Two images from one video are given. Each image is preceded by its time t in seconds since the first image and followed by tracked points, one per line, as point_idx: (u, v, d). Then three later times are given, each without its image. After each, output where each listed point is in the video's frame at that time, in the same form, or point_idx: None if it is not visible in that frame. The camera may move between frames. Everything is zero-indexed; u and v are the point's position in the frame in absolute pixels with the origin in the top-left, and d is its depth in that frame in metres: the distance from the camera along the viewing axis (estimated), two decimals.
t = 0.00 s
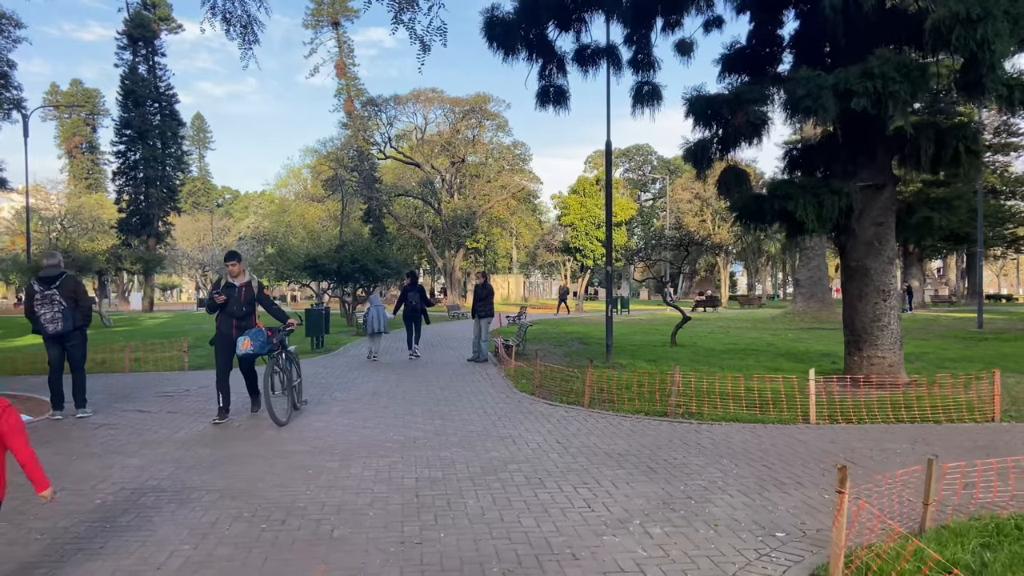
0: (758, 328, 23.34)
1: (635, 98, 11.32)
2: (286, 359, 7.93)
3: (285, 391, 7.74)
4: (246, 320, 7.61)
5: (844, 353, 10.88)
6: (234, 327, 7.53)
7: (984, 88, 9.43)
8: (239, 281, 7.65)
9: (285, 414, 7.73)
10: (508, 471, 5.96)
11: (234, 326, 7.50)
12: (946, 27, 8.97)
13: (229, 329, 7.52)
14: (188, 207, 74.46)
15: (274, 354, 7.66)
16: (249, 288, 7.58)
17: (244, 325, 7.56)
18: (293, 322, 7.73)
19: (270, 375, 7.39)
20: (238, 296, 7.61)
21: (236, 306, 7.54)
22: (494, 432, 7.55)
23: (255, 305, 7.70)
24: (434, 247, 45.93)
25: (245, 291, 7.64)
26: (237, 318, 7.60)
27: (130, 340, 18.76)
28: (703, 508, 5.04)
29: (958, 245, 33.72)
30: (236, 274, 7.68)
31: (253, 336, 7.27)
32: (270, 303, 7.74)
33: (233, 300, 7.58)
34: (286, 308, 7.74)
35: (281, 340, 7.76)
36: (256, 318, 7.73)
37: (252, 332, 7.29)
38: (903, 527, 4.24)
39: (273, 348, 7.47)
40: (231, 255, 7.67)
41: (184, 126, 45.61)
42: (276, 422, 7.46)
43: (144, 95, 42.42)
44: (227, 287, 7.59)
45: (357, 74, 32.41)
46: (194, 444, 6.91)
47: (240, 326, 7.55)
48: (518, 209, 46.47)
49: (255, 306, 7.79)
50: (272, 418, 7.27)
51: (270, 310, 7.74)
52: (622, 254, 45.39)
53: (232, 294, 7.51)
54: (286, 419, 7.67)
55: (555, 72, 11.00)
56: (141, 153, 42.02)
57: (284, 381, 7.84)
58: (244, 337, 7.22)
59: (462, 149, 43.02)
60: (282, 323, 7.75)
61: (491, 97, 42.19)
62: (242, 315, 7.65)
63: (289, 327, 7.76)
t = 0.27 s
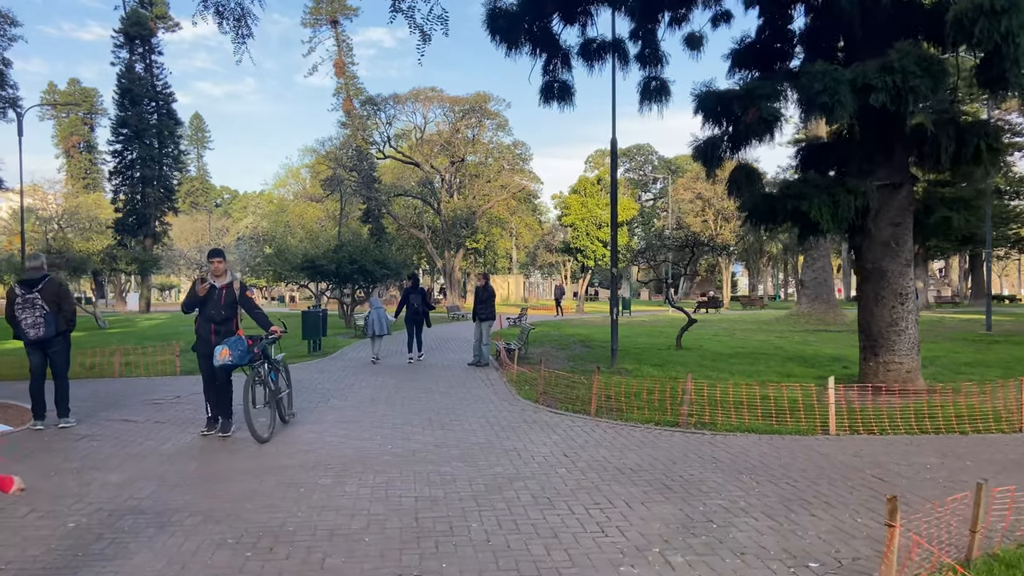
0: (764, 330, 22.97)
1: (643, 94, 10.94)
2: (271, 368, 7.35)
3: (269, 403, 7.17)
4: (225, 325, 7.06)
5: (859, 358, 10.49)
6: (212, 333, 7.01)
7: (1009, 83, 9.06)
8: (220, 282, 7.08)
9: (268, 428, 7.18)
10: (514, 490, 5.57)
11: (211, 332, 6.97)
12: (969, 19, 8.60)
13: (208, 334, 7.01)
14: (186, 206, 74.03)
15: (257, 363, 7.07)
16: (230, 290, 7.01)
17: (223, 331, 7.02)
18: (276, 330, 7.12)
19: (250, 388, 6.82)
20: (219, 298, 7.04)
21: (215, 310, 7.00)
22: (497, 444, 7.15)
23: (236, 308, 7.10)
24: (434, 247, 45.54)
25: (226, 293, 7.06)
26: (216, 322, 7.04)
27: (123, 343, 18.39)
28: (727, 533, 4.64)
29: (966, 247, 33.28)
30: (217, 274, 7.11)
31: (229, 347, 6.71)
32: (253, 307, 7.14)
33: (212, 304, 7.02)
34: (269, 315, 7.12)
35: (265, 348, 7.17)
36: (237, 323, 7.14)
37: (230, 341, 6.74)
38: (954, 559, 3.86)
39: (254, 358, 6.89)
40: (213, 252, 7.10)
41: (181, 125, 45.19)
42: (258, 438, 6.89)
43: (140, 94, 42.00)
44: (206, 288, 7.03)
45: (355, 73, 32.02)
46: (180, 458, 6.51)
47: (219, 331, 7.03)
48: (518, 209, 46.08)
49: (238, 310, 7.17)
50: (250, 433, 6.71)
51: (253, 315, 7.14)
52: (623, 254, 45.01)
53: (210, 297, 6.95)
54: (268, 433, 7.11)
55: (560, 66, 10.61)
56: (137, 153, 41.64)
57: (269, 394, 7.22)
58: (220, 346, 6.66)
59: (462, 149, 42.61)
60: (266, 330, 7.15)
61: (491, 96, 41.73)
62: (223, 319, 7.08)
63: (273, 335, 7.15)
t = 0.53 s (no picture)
0: (770, 330, 22.59)
1: (654, 86, 10.56)
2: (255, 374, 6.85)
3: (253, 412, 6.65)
4: (209, 332, 6.42)
5: (878, 360, 10.10)
6: (195, 339, 6.34)
7: None
8: (203, 284, 6.48)
9: (250, 441, 6.57)
10: (524, 504, 5.20)
11: (194, 338, 6.31)
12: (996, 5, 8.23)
13: (190, 340, 6.33)
14: (186, 206, 73.65)
15: (240, 369, 6.57)
16: (215, 293, 6.40)
17: (205, 337, 6.36)
18: (264, 334, 6.63)
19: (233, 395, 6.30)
20: (202, 301, 6.41)
21: (199, 314, 6.35)
22: (504, 452, 6.77)
23: (220, 312, 6.49)
24: (434, 247, 45.15)
25: (210, 296, 6.45)
26: (199, 328, 6.38)
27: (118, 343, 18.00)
28: (760, 554, 4.26)
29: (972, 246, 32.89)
30: (201, 275, 6.51)
31: (214, 352, 6.13)
32: (239, 310, 6.60)
33: (196, 307, 6.38)
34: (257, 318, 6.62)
35: (249, 353, 6.68)
36: (222, 329, 6.51)
37: (214, 346, 6.16)
38: None
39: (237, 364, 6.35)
40: (197, 252, 6.52)
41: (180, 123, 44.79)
42: (239, 452, 6.29)
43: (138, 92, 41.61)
44: (189, 289, 6.41)
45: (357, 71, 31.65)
46: (170, 467, 6.13)
47: (202, 337, 6.36)
48: (519, 208, 45.67)
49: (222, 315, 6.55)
50: (232, 445, 6.18)
51: (239, 319, 6.59)
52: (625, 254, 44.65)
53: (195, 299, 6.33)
54: (250, 447, 6.51)
55: (567, 58, 10.22)
56: (135, 151, 41.24)
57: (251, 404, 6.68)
58: (202, 351, 6.09)
59: (463, 147, 42.17)
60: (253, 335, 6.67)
61: (493, 94, 41.28)
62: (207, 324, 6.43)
63: (260, 339, 6.67)
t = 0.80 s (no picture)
0: (778, 331, 22.20)
1: (663, 79, 10.19)
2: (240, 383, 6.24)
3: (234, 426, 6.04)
4: (192, 333, 6.03)
5: (898, 364, 9.72)
6: (177, 340, 5.94)
7: None
8: (186, 280, 6.08)
9: (231, 459, 5.95)
10: (536, 522, 4.83)
11: (176, 339, 5.91)
12: None
13: (171, 341, 5.92)
14: (186, 206, 73.35)
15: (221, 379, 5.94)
16: (198, 291, 6.02)
17: (187, 339, 5.96)
18: (248, 339, 6.06)
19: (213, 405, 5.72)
20: (185, 300, 6.01)
21: (181, 312, 5.95)
22: (511, 463, 6.40)
23: (203, 311, 6.06)
24: (436, 247, 44.77)
25: (194, 294, 6.06)
26: (183, 328, 5.97)
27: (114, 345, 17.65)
28: None
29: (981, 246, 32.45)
30: (183, 272, 6.09)
31: (191, 357, 5.54)
32: (224, 311, 6.19)
33: (178, 306, 5.98)
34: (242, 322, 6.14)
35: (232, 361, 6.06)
36: (205, 330, 6.06)
37: (191, 350, 5.58)
38: None
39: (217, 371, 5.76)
40: (178, 247, 6.08)
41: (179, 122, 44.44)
42: (215, 469, 5.67)
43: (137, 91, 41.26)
44: (171, 287, 6.01)
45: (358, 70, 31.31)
46: (152, 480, 5.75)
47: (184, 339, 5.96)
48: (521, 208, 45.29)
49: (207, 315, 6.12)
50: (208, 462, 5.56)
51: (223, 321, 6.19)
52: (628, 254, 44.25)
53: (176, 297, 5.95)
54: (230, 465, 5.88)
55: (575, 50, 9.86)
56: (134, 150, 40.89)
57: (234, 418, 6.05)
58: (179, 355, 5.51)
59: (465, 147, 41.73)
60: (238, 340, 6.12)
61: (495, 92, 40.86)
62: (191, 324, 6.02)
63: (245, 345, 6.08)
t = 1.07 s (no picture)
0: (787, 331, 21.81)
1: (677, 70, 9.79)
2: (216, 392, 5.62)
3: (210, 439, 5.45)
4: (168, 340, 5.46)
5: (922, 366, 9.32)
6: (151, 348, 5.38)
7: None
8: (159, 282, 5.48)
9: (205, 477, 5.36)
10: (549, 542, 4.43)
11: (150, 347, 5.34)
12: None
13: (144, 350, 5.35)
14: (188, 205, 73.06)
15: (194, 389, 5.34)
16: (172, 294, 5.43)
17: (163, 347, 5.39)
18: (226, 345, 5.44)
19: (185, 419, 5.12)
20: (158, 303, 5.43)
21: (156, 318, 5.37)
22: (519, 473, 6.01)
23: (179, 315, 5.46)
24: (438, 246, 44.40)
25: (168, 298, 5.46)
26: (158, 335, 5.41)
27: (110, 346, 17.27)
28: None
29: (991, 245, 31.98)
30: (154, 273, 5.49)
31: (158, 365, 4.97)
32: (202, 314, 5.59)
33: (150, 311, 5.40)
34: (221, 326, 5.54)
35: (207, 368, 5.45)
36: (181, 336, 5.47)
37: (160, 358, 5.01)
38: None
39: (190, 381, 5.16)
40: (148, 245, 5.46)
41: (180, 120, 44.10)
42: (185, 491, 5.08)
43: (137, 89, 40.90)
44: (143, 290, 5.43)
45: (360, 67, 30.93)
46: (135, 492, 5.37)
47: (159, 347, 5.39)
48: (525, 207, 44.87)
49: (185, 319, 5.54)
50: (177, 482, 4.97)
51: (201, 325, 5.61)
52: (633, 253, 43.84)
53: (146, 301, 5.37)
54: (204, 485, 5.29)
55: (584, 39, 9.45)
56: (135, 149, 40.56)
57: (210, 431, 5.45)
58: (148, 364, 4.93)
59: (468, 145, 41.20)
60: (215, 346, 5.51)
61: (498, 90, 40.40)
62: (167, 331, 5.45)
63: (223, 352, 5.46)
